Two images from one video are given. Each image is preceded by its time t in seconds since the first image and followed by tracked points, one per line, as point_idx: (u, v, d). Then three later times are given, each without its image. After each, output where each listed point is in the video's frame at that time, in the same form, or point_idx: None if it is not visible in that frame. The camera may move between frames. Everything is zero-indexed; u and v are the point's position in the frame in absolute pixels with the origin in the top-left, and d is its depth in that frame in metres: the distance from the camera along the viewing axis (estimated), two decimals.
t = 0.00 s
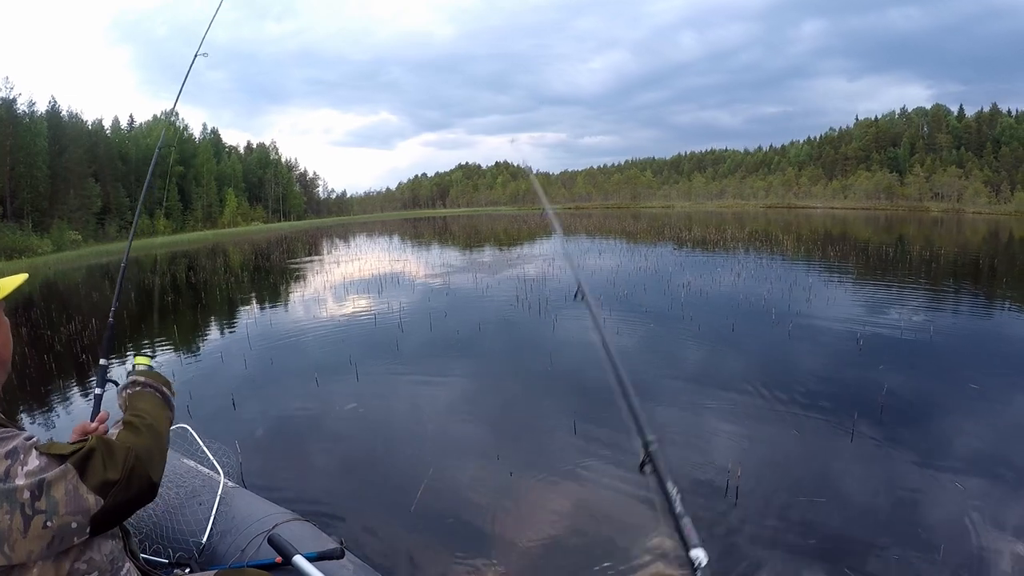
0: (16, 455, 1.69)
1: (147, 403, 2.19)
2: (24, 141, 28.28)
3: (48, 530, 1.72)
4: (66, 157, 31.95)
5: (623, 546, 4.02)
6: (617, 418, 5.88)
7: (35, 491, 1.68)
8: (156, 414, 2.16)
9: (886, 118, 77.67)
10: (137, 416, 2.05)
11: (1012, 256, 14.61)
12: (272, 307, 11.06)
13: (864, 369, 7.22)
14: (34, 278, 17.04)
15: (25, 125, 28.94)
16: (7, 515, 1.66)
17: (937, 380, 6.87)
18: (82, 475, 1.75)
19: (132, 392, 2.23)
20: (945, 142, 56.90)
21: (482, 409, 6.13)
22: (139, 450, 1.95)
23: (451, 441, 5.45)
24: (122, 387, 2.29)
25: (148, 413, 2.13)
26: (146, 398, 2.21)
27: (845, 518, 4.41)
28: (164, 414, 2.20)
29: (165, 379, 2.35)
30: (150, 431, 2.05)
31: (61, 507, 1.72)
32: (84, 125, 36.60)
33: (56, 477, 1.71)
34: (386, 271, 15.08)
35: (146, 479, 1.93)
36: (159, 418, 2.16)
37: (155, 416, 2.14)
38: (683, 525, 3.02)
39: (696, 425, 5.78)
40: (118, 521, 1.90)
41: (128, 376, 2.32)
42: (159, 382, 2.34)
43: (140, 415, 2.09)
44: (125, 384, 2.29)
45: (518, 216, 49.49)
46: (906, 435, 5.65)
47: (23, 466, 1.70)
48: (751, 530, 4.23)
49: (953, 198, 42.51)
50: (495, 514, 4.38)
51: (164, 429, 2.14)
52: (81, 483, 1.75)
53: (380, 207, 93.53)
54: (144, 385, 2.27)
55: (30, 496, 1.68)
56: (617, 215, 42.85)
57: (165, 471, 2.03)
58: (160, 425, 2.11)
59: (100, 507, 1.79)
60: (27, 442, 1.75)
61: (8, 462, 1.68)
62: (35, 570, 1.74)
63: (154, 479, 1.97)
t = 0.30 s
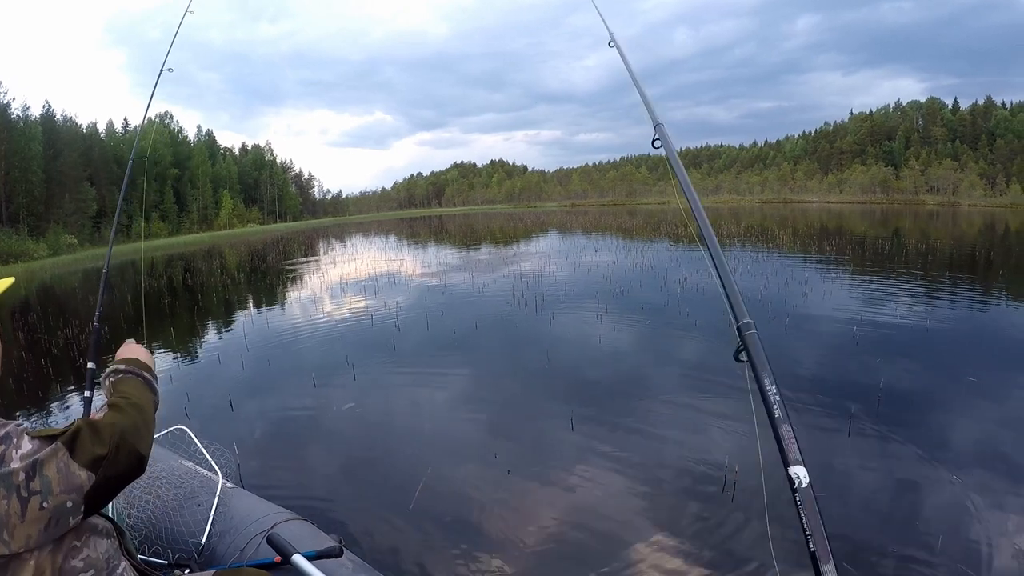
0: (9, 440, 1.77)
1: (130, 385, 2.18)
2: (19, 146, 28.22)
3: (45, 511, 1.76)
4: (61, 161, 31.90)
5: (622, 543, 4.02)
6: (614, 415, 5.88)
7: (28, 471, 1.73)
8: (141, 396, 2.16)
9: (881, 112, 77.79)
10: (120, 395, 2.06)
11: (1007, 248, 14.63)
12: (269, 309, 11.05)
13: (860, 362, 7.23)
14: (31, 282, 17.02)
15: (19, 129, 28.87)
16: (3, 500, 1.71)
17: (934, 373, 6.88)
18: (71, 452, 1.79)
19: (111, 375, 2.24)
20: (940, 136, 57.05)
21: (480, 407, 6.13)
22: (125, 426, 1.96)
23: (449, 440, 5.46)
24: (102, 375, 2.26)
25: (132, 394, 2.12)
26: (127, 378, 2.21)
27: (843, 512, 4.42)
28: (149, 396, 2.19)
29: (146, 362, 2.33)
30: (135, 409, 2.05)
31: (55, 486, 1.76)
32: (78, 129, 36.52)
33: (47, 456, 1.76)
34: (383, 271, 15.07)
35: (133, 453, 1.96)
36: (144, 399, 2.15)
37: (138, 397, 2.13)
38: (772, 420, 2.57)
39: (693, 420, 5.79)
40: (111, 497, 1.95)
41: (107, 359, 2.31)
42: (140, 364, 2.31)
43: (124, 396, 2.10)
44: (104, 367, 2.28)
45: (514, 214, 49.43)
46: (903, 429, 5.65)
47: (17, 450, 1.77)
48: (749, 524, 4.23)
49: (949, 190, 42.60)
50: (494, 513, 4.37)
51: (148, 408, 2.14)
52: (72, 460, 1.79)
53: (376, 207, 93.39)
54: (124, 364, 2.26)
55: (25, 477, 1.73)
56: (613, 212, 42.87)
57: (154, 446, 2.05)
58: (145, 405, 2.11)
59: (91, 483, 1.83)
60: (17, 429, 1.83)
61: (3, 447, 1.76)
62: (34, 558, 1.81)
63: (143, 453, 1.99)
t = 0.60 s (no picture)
0: (6, 432, 1.84)
1: (138, 386, 2.28)
2: (17, 139, 28.14)
3: (40, 504, 1.81)
4: (60, 156, 31.82)
5: (619, 542, 4.04)
6: (611, 414, 5.91)
7: (24, 464, 1.78)
8: (148, 396, 2.26)
9: (879, 112, 77.92)
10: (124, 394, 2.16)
11: (1003, 249, 14.68)
12: (267, 305, 11.06)
13: (857, 363, 7.26)
14: (28, 276, 17.02)
15: (18, 123, 28.79)
16: None
17: (930, 374, 6.91)
18: (68, 448, 1.87)
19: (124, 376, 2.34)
20: (938, 137, 57.20)
21: (477, 406, 6.15)
22: (124, 423, 2.05)
23: (446, 437, 5.48)
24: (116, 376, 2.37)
25: (138, 395, 2.22)
26: (138, 380, 2.32)
27: (840, 513, 4.44)
28: (155, 396, 2.28)
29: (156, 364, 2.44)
30: (137, 408, 2.15)
31: (50, 480, 1.81)
32: (77, 123, 36.41)
33: (44, 450, 1.82)
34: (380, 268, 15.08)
35: (130, 451, 2.03)
36: (149, 399, 2.26)
37: (142, 396, 2.23)
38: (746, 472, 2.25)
39: (690, 420, 5.81)
40: (107, 493, 2.01)
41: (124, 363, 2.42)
42: (151, 367, 2.42)
43: (128, 395, 2.20)
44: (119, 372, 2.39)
45: (512, 213, 49.42)
46: (900, 430, 5.67)
47: (14, 441, 1.83)
48: (745, 524, 4.25)
49: (947, 191, 42.72)
50: (490, 511, 4.39)
51: (152, 408, 2.23)
52: (68, 455, 1.86)
53: (375, 204, 93.28)
54: (136, 368, 2.36)
55: (21, 471, 1.78)
56: (611, 212, 42.89)
57: (152, 444, 2.13)
58: (148, 405, 2.20)
59: (86, 479, 1.89)
60: (16, 421, 1.89)
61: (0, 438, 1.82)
62: (30, 549, 1.84)
63: (140, 451, 2.07)
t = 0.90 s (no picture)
0: None
1: (125, 398, 2.28)
2: (12, 147, 28.06)
3: (34, 521, 1.85)
4: (54, 162, 31.73)
5: (619, 542, 4.05)
6: (610, 414, 5.92)
7: (20, 482, 1.83)
8: (136, 407, 2.28)
9: (873, 107, 78.14)
10: (116, 409, 2.16)
11: (998, 242, 14.73)
12: (263, 310, 11.05)
13: (854, 358, 7.28)
14: (24, 284, 16.96)
15: (12, 130, 28.69)
16: None
17: (927, 368, 6.93)
18: (64, 466, 1.91)
19: (108, 387, 2.32)
20: (931, 131, 57.42)
21: (475, 407, 6.15)
22: (120, 441, 2.07)
23: (444, 440, 5.48)
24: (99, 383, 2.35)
25: (127, 408, 2.22)
26: (125, 391, 2.31)
27: (839, 509, 4.45)
28: (143, 408, 2.29)
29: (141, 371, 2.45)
30: (131, 423, 2.17)
31: (46, 497, 1.86)
32: (71, 129, 36.30)
33: (39, 468, 1.86)
34: (377, 271, 15.09)
35: (127, 470, 2.07)
36: (138, 410, 2.28)
37: (132, 409, 2.24)
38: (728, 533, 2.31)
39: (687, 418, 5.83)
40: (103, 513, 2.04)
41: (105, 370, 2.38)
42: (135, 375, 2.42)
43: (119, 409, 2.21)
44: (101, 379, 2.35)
45: (508, 214, 49.42)
46: (898, 424, 5.69)
47: (7, 456, 1.88)
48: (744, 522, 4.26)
49: (941, 185, 42.87)
50: (490, 514, 4.40)
51: (142, 421, 2.26)
52: (64, 474, 1.90)
53: (371, 206, 93.17)
54: (120, 378, 2.35)
55: (15, 488, 1.83)
56: (606, 211, 42.92)
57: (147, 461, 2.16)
58: (140, 418, 2.23)
59: (82, 498, 1.93)
60: (9, 436, 1.93)
61: None
62: (24, 562, 1.87)
63: (137, 470, 2.11)
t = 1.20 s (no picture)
0: None
1: (132, 415, 2.29)
2: (9, 151, 28.00)
3: (27, 534, 1.83)
4: (51, 166, 31.71)
5: (617, 542, 4.06)
6: (608, 414, 5.92)
7: (14, 495, 1.81)
8: (141, 424, 2.27)
9: (869, 107, 78.40)
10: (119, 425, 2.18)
11: (994, 242, 14.77)
12: (261, 312, 11.06)
13: (851, 358, 7.29)
14: (20, 288, 16.92)
15: (9, 134, 28.65)
16: None
17: (924, 367, 6.94)
18: (60, 480, 1.90)
19: (119, 404, 2.34)
20: (928, 131, 57.54)
21: (473, 409, 6.15)
22: (118, 456, 2.08)
23: (442, 441, 5.49)
24: (111, 400, 2.38)
25: (133, 426, 2.23)
26: (134, 411, 2.31)
27: (837, 509, 4.45)
28: (149, 427, 2.30)
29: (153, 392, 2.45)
30: (131, 439, 2.17)
31: (40, 512, 1.85)
32: (67, 133, 36.27)
33: (35, 481, 1.86)
34: (374, 273, 15.10)
35: (122, 486, 2.07)
36: (143, 429, 2.27)
37: (137, 427, 2.24)
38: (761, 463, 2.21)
39: (685, 419, 5.83)
40: (95, 525, 2.05)
41: (118, 388, 2.42)
42: (146, 395, 2.43)
43: (123, 425, 2.22)
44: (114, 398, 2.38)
45: (505, 215, 49.41)
46: (896, 424, 5.69)
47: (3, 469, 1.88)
48: (742, 521, 4.27)
49: (938, 185, 42.97)
50: (487, 515, 4.40)
51: (147, 441, 2.25)
52: (59, 488, 1.90)
53: (368, 208, 93.19)
54: (131, 396, 2.36)
55: (10, 500, 1.81)
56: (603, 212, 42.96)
57: (144, 477, 2.17)
58: (142, 435, 2.23)
59: (77, 512, 1.94)
60: (6, 448, 1.93)
61: None
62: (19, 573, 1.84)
63: (132, 486, 2.11)
